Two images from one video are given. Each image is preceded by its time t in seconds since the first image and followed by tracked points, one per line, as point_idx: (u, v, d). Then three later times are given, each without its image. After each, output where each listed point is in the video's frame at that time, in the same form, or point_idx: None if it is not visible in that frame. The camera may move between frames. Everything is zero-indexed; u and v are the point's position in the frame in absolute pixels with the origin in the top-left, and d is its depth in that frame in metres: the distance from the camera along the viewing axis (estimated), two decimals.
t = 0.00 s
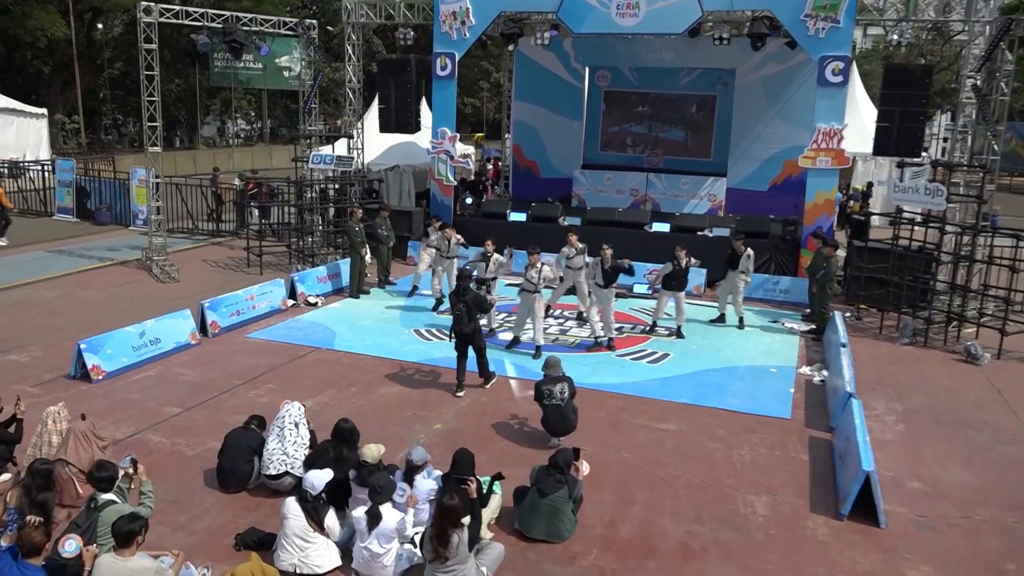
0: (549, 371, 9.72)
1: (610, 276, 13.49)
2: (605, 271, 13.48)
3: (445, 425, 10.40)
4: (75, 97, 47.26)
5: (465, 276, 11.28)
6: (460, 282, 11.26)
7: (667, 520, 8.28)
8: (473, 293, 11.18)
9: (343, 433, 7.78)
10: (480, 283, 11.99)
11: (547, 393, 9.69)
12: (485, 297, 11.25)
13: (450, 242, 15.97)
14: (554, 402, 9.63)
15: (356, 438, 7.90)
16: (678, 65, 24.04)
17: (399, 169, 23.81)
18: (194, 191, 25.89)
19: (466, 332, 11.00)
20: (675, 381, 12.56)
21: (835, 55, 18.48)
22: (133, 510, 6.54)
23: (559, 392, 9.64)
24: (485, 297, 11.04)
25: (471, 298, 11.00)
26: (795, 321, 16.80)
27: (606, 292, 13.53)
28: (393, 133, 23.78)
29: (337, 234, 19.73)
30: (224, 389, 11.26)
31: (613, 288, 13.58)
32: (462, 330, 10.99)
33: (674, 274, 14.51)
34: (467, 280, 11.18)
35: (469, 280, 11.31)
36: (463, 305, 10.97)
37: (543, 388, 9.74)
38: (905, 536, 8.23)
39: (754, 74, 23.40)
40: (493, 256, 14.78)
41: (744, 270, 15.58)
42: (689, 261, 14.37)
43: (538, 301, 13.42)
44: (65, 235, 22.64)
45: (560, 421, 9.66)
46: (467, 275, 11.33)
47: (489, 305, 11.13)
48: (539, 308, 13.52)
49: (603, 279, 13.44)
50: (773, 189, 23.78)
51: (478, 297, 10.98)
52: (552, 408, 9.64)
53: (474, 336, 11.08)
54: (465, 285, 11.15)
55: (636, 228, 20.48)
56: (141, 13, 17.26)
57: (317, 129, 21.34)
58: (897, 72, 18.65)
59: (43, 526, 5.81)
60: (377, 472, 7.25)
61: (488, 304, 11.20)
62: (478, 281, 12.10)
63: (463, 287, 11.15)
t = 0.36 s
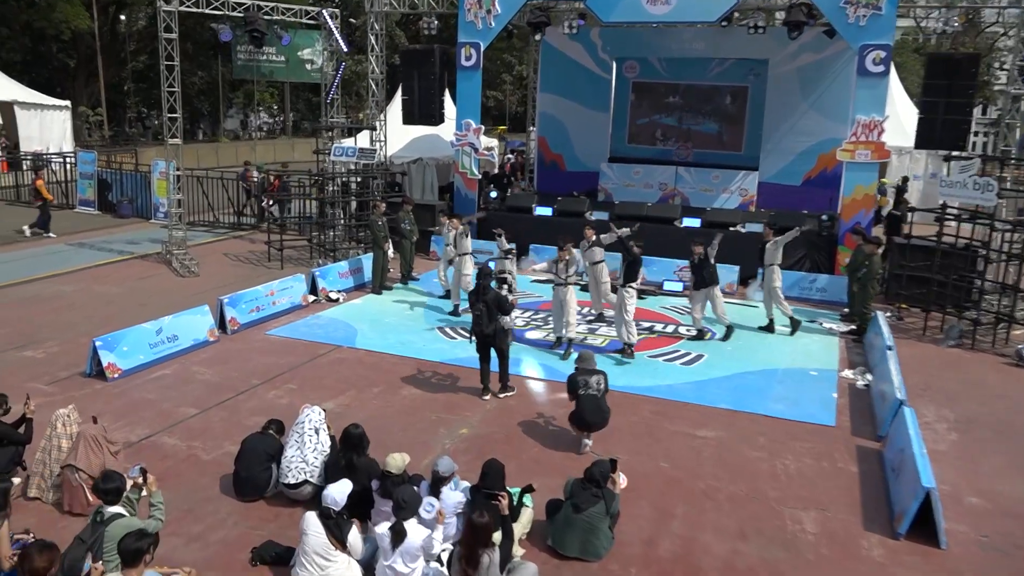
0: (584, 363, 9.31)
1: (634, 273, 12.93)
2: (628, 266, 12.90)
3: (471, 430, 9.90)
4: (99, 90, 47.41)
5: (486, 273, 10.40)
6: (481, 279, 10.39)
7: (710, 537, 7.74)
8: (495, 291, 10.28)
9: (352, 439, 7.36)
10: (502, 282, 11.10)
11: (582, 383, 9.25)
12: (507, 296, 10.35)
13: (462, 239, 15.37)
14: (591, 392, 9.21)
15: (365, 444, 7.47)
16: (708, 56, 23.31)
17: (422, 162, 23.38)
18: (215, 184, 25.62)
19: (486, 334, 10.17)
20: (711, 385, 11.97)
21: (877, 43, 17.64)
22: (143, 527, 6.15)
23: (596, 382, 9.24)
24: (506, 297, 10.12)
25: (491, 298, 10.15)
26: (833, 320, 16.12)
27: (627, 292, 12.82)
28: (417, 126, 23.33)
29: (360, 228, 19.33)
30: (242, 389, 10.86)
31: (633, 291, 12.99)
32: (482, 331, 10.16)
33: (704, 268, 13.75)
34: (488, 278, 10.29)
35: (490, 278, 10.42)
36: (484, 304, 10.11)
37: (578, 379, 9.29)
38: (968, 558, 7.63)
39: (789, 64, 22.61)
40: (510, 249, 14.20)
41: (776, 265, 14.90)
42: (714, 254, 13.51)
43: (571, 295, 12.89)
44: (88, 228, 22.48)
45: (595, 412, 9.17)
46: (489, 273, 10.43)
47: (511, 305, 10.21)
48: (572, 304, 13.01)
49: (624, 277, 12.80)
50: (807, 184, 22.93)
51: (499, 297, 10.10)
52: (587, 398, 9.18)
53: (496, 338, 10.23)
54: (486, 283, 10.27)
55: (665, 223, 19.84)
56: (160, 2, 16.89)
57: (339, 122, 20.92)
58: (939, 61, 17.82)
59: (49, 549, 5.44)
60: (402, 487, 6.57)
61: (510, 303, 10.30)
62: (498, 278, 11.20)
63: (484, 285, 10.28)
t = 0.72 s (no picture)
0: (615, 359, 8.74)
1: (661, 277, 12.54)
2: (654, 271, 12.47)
3: (500, 443, 9.37)
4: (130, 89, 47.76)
5: (514, 279, 9.66)
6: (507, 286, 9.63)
7: (759, 567, 7.15)
8: (522, 299, 9.55)
9: (365, 459, 6.90)
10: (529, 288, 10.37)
11: (613, 379, 8.69)
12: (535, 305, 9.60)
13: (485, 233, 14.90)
14: (624, 387, 8.65)
15: (380, 464, 6.99)
16: (745, 52, 22.58)
17: (450, 162, 22.96)
18: (242, 183, 25.44)
19: (513, 345, 9.41)
20: (752, 397, 11.30)
21: (925, 38, 16.74)
22: (151, 555, 5.81)
23: (628, 379, 8.66)
24: (535, 306, 9.44)
25: (520, 307, 9.42)
26: (878, 328, 15.31)
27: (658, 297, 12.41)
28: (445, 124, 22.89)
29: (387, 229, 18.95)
30: (263, 396, 10.47)
31: (667, 293, 12.69)
32: (508, 342, 9.40)
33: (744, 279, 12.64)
34: (517, 285, 9.56)
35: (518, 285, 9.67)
36: (510, 314, 9.35)
37: (608, 375, 8.76)
38: None
39: (829, 60, 21.78)
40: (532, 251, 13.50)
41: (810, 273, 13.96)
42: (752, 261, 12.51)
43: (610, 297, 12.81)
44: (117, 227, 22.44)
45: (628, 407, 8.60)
46: (517, 280, 9.70)
47: (539, 314, 9.52)
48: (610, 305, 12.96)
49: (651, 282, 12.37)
50: (847, 185, 22.13)
51: (528, 305, 9.39)
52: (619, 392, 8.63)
53: (523, 350, 9.51)
54: (514, 291, 9.52)
55: (700, 224, 19.16)
56: None
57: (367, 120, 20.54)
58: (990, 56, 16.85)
59: None
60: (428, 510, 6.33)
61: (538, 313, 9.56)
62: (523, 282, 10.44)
63: (511, 293, 9.51)
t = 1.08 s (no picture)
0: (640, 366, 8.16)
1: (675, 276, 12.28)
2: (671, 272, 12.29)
3: (522, 461, 8.85)
4: (157, 90, 47.96)
5: (537, 294, 9.02)
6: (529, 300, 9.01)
7: None
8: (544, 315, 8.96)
9: (377, 483, 6.45)
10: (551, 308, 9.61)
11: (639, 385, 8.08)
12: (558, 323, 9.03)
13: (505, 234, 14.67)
14: (649, 392, 8.02)
15: (393, 489, 6.53)
16: (778, 50, 21.85)
17: (474, 163, 22.51)
18: (264, 184, 25.23)
19: (533, 364, 8.75)
20: (790, 412, 10.62)
21: (971, 33, 15.91)
22: None
23: (654, 384, 8.06)
24: (558, 322, 8.85)
25: (541, 324, 8.81)
26: (921, 338, 14.41)
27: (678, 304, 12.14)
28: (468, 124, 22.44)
29: (408, 232, 18.52)
30: (276, 408, 10.05)
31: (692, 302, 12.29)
32: (527, 359, 8.73)
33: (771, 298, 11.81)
34: (540, 300, 8.96)
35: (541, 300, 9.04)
36: (531, 329, 8.79)
37: (633, 381, 8.16)
38: None
39: (867, 57, 20.97)
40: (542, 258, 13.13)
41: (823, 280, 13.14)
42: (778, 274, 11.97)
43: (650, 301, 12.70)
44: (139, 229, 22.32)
45: (653, 413, 7.96)
46: (541, 294, 9.04)
47: (561, 333, 8.89)
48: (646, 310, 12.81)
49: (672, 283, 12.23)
50: (884, 186, 21.32)
51: (550, 321, 8.81)
52: (644, 398, 8.00)
53: (541, 369, 8.81)
54: (536, 305, 8.95)
55: (731, 228, 18.46)
56: None
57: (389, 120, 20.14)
58: None
59: None
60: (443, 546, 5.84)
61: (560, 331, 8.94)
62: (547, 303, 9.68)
63: (533, 307, 8.94)
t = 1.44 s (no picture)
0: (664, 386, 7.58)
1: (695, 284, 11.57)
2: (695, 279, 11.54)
3: (534, 482, 8.32)
4: (173, 90, 47.90)
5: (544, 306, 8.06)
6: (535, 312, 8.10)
7: None
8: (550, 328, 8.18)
9: (378, 513, 5.96)
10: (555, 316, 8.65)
11: (667, 407, 7.52)
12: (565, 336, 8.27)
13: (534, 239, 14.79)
14: (679, 413, 7.47)
15: (395, 518, 6.03)
16: (802, 48, 21.21)
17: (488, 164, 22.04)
18: (275, 186, 24.92)
19: (536, 382, 8.10)
20: (818, 429, 10.00)
21: (1007, 29, 15.13)
22: None
23: (683, 404, 7.51)
24: (564, 338, 8.11)
25: (547, 338, 8.05)
26: (953, 348, 13.62)
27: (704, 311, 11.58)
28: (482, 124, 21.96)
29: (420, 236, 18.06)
30: (277, 422, 9.59)
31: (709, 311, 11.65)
32: (531, 378, 8.11)
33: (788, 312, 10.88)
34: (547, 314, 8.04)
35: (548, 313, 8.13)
36: (537, 346, 8.02)
37: (659, 402, 7.59)
38: None
39: (893, 56, 20.26)
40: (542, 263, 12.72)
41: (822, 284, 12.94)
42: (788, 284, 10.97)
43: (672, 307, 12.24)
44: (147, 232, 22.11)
45: (686, 435, 7.42)
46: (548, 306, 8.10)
47: (568, 349, 8.20)
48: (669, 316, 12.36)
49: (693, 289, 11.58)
50: (911, 189, 20.60)
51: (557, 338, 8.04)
52: (675, 420, 7.44)
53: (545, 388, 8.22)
54: (543, 318, 8.07)
55: (754, 231, 17.81)
56: None
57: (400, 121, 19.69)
58: None
59: None
60: None
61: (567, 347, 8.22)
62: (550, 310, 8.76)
63: (540, 320, 8.07)
